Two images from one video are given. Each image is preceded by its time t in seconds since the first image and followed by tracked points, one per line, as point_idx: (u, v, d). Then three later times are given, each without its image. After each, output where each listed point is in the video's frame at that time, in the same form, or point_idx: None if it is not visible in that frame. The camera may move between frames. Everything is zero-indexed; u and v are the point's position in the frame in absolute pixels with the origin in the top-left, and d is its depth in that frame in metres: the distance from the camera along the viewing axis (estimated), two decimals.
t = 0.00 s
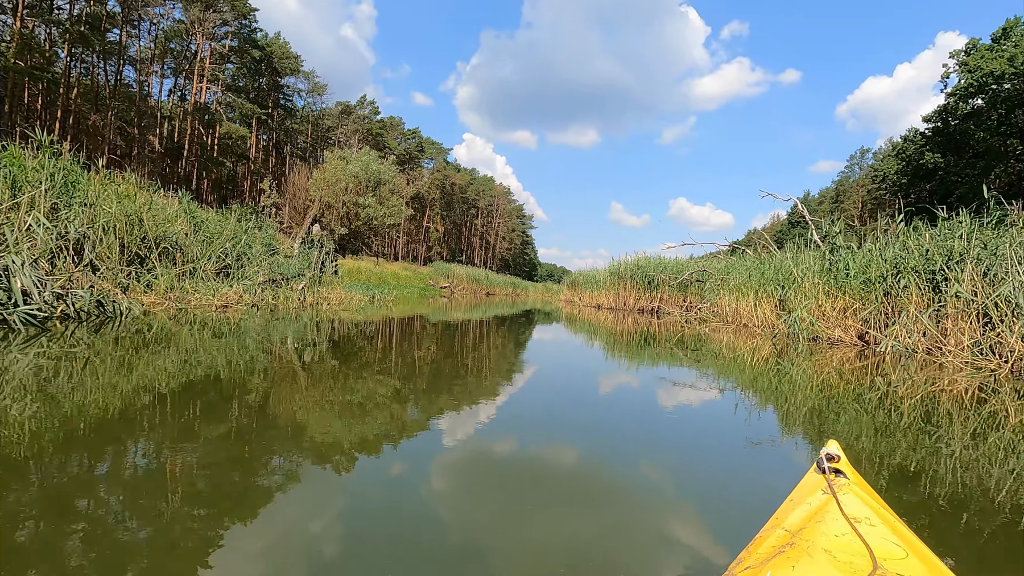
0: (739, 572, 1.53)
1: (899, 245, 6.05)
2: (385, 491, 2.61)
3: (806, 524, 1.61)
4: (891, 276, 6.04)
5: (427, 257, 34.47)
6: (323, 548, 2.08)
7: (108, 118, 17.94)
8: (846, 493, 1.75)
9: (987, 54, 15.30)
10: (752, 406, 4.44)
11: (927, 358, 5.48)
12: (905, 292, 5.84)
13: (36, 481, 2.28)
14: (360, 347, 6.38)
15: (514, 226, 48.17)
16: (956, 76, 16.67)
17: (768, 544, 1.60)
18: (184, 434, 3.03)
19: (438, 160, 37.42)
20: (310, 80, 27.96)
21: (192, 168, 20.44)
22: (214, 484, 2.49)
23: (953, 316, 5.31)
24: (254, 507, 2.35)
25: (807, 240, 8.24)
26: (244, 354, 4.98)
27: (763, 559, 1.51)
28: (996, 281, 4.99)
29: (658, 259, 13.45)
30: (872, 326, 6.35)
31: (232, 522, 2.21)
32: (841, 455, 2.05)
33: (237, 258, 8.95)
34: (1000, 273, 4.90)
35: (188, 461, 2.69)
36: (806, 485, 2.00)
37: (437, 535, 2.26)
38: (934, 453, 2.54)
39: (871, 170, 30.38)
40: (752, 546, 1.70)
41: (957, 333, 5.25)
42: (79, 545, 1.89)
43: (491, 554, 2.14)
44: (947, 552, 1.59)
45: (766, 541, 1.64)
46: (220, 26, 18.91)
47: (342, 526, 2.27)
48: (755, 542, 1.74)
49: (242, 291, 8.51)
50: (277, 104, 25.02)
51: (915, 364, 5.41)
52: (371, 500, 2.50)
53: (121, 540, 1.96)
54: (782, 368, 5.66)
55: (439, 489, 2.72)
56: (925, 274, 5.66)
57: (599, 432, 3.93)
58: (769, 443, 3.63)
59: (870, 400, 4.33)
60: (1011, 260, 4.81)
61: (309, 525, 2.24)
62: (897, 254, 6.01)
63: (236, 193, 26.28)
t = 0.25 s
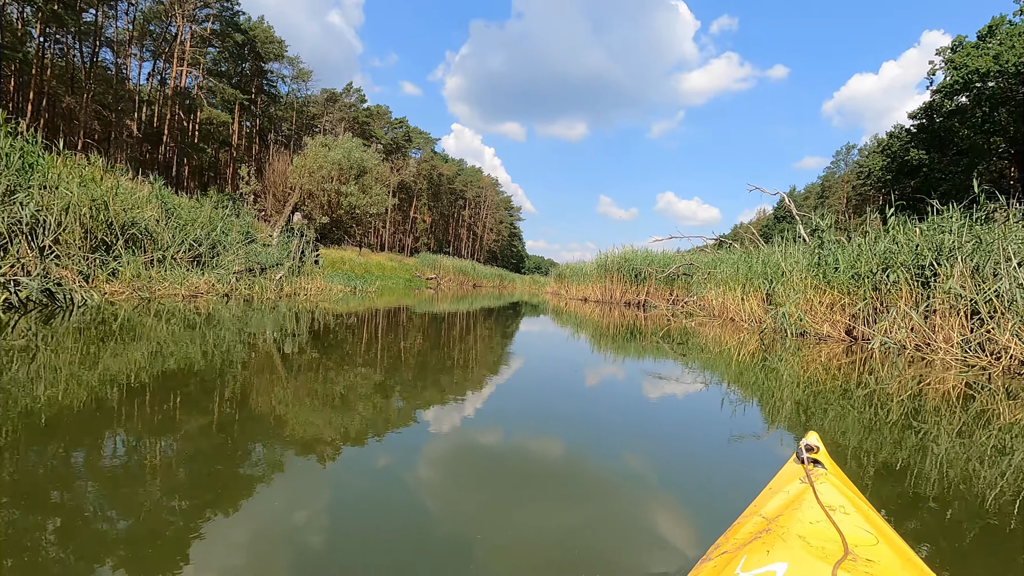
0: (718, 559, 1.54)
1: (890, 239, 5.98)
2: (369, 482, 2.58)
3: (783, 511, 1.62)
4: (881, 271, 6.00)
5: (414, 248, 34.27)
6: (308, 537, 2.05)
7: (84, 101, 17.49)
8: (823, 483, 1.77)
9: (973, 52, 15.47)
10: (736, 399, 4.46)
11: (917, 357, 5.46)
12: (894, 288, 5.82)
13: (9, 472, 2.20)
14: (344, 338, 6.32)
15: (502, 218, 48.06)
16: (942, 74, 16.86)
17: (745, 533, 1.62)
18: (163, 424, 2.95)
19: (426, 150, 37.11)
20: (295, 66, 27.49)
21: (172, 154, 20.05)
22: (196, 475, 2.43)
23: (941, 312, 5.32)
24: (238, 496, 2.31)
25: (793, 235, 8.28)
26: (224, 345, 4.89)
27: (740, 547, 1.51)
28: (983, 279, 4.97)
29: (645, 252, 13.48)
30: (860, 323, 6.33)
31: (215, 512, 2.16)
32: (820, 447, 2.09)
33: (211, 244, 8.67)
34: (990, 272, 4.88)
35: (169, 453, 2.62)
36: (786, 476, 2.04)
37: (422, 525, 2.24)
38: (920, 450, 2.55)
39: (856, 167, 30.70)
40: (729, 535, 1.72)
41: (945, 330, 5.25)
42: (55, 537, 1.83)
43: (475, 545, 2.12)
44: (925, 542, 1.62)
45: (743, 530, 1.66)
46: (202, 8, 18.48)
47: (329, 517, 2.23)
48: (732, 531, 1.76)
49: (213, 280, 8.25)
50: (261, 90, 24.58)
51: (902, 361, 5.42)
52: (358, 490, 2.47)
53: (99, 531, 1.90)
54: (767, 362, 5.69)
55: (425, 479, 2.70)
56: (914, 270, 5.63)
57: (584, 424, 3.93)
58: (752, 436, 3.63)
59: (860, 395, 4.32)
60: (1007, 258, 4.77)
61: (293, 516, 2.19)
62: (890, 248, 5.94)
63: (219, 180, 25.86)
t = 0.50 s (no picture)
0: (697, 550, 1.63)
1: (888, 235, 5.71)
2: (359, 476, 2.55)
3: (761, 502, 1.70)
4: (878, 267, 5.77)
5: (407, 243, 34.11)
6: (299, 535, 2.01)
7: (69, 91, 17.20)
8: (801, 475, 1.84)
9: (968, 49, 15.51)
10: (729, 396, 4.43)
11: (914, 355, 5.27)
12: (891, 285, 5.57)
13: None
14: (334, 334, 6.25)
15: (496, 214, 47.91)
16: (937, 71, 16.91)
17: (723, 524, 1.71)
18: (150, 420, 2.90)
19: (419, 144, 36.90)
20: (287, 58, 27.21)
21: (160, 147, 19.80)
22: (184, 471, 2.38)
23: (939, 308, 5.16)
24: (227, 493, 2.26)
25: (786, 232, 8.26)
26: (210, 341, 4.81)
27: (717, 537, 1.60)
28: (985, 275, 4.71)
29: (638, 249, 13.44)
30: (857, 319, 6.12)
31: (203, 509, 2.12)
32: (802, 439, 2.14)
33: (189, 234, 8.30)
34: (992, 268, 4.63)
35: (156, 449, 2.57)
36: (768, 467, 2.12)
37: (412, 523, 2.20)
38: (916, 450, 2.52)
39: (850, 164, 30.82)
40: (710, 526, 1.81)
41: (943, 327, 5.02)
42: (38, 535, 1.78)
43: (467, 544, 2.08)
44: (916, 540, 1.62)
45: (722, 521, 1.75)
46: None
47: (319, 513, 2.20)
48: (713, 522, 1.85)
49: (190, 274, 8.01)
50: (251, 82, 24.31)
51: (899, 359, 5.23)
52: (350, 486, 2.45)
53: (85, 527, 1.85)
54: (762, 360, 5.63)
55: (418, 475, 2.68)
56: (911, 266, 5.37)
57: (577, 420, 3.90)
58: (745, 435, 3.59)
59: (855, 394, 4.13)
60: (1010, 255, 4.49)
61: (284, 512, 2.16)
62: (888, 244, 5.67)
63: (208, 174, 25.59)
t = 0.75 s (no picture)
0: (672, 526, 1.78)
1: (879, 230, 5.65)
2: (343, 468, 2.53)
3: (734, 484, 1.84)
4: (868, 262, 5.73)
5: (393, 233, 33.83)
6: (283, 528, 1.97)
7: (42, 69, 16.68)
8: (772, 458, 1.98)
9: (955, 48, 15.68)
10: (712, 389, 4.44)
11: (904, 353, 5.25)
12: (881, 281, 5.54)
13: None
14: (317, 324, 6.17)
15: (483, 205, 47.70)
16: (924, 70, 17.08)
17: (698, 503, 1.85)
18: (127, 409, 2.82)
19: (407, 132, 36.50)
20: (271, 41, 26.68)
21: (139, 130, 19.33)
22: (164, 461, 2.32)
23: (927, 305, 5.17)
24: (208, 485, 2.20)
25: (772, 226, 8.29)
26: (188, 330, 4.71)
27: (691, 516, 1.74)
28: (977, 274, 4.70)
29: (625, 242, 13.44)
30: (847, 316, 6.08)
31: (185, 499, 2.07)
32: (774, 426, 2.30)
33: (161, 220, 7.92)
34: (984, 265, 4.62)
35: (134, 439, 2.50)
36: (742, 451, 2.27)
37: (397, 515, 2.18)
38: (903, 448, 2.52)
39: (836, 161, 31.10)
40: (686, 505, 1.96)
41: (934, 324, 5.04)
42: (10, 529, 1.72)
43: (453, 536, 2.05)
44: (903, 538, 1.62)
45: (697, 501, 1.89)
46: None
47: (302, 507, 2.15)
48: (689, 502, 1.99)
49: (166, 261, 7.83)
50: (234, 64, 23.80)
51: (888, 357, 5.21)
52: (335, 478, 2.42)
53: (61, 521, 1.79)
54: (748, 355, 5.65)
55: (405, 466, 2.67)
56: (901, 261, 5.36)
57: (563, 413, 3.89)
58: (727, 429, 3.59)
59: (845, 391, 4.09)
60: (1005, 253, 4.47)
61: (269, 504, 2.11)
62: (879, 239, 5.62)
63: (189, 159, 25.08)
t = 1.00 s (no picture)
0: (645, 512, 1.79)
1: (869, 225, 5.59)
2: (327, 458, 2.51)
3: (706, 471, 1.85)
4: (858, 257, 5.67)
5: (378, 221, 33.52)
6: (267, 518, 1.95)
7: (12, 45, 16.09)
8: (746, 445, 1.99)
9: (941, 45, 15.81)
10: (695, 381, 4.45)
11: (897, 351, 5.18)
12: (870, 277, 5.51)
13: None
14: (299, 313, 6.09)
15: (470, 194, 47.44)
16: (910, 66, 17.24)
17: (671, 490, 1.85)
18: (103, 397, 2.75)
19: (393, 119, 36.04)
20: (254, 22, 26.07)
21: (115, 110, 18.81)
22: (142, 450, 2.27)
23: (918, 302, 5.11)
24: (186, 475, 2.15)
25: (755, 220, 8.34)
26: (166, 317, 4.62)
27: (665, 502, 1.74)
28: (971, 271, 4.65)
29: (612, 233, 13.45)
30: (835, 312, 6.01)
31: (165, 489, 2.02)
32: (750, 415, 2.31)
33: (123, 196, 7.54)
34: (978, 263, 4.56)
35: (111, 427, 2.44)
36: (718, 440, 2.27)
37: (382, 506, 2.17)
38: (891, 447, 2.50)
39: (821, 157, 31.41)
40: (660, 492, 1.96)
41: (925, 320, 5.00)
42: None
43: (439, 528, 2.05)
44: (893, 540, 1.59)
45: (671, 487, 1.90)
46: None
47: (284, 498, 2.12)
48: (663, 489, 1.99)
49: (142, 246, 7.65)
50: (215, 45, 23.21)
51: (878, 354, 5.15)
52: (317, 467, 2.40)
53: (34, 513, 1.74)
54: (732, 347, 5.66)
55: (386, 456, 2.66)
56: (893, 257, 5.31)
57: (547, 403, 3.89)
58: (708, 423, 3.56)
59: (835, 387, 4.02)
60: (997, 248, 4.45)
61: (250, 494, 2.08)
62: (869, 235, 5.56)
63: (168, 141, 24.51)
